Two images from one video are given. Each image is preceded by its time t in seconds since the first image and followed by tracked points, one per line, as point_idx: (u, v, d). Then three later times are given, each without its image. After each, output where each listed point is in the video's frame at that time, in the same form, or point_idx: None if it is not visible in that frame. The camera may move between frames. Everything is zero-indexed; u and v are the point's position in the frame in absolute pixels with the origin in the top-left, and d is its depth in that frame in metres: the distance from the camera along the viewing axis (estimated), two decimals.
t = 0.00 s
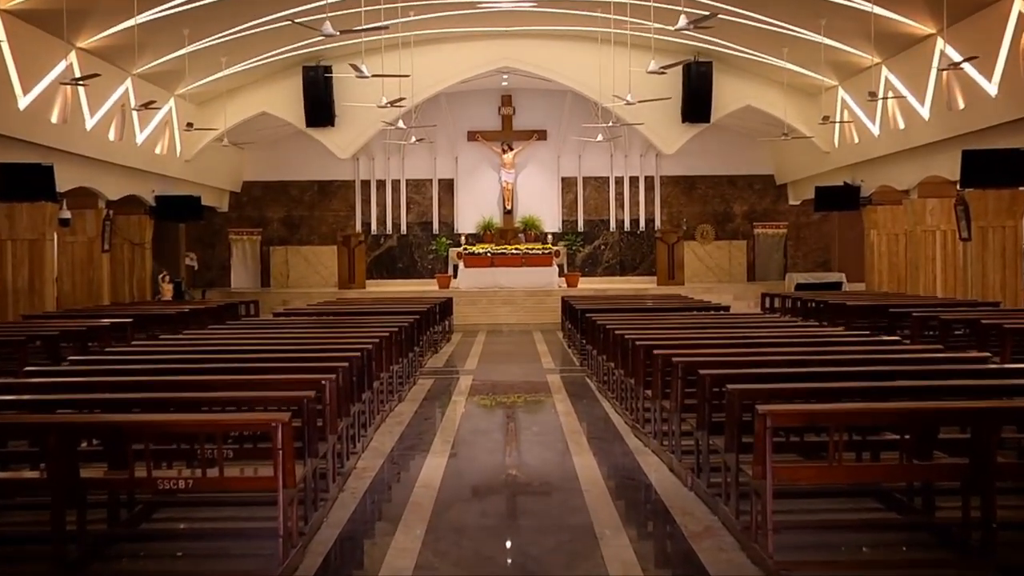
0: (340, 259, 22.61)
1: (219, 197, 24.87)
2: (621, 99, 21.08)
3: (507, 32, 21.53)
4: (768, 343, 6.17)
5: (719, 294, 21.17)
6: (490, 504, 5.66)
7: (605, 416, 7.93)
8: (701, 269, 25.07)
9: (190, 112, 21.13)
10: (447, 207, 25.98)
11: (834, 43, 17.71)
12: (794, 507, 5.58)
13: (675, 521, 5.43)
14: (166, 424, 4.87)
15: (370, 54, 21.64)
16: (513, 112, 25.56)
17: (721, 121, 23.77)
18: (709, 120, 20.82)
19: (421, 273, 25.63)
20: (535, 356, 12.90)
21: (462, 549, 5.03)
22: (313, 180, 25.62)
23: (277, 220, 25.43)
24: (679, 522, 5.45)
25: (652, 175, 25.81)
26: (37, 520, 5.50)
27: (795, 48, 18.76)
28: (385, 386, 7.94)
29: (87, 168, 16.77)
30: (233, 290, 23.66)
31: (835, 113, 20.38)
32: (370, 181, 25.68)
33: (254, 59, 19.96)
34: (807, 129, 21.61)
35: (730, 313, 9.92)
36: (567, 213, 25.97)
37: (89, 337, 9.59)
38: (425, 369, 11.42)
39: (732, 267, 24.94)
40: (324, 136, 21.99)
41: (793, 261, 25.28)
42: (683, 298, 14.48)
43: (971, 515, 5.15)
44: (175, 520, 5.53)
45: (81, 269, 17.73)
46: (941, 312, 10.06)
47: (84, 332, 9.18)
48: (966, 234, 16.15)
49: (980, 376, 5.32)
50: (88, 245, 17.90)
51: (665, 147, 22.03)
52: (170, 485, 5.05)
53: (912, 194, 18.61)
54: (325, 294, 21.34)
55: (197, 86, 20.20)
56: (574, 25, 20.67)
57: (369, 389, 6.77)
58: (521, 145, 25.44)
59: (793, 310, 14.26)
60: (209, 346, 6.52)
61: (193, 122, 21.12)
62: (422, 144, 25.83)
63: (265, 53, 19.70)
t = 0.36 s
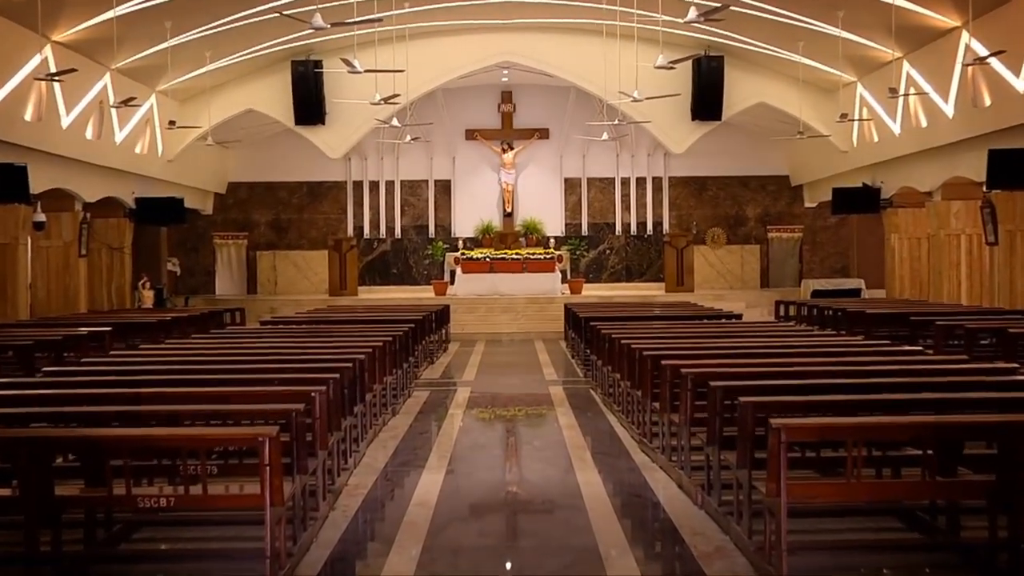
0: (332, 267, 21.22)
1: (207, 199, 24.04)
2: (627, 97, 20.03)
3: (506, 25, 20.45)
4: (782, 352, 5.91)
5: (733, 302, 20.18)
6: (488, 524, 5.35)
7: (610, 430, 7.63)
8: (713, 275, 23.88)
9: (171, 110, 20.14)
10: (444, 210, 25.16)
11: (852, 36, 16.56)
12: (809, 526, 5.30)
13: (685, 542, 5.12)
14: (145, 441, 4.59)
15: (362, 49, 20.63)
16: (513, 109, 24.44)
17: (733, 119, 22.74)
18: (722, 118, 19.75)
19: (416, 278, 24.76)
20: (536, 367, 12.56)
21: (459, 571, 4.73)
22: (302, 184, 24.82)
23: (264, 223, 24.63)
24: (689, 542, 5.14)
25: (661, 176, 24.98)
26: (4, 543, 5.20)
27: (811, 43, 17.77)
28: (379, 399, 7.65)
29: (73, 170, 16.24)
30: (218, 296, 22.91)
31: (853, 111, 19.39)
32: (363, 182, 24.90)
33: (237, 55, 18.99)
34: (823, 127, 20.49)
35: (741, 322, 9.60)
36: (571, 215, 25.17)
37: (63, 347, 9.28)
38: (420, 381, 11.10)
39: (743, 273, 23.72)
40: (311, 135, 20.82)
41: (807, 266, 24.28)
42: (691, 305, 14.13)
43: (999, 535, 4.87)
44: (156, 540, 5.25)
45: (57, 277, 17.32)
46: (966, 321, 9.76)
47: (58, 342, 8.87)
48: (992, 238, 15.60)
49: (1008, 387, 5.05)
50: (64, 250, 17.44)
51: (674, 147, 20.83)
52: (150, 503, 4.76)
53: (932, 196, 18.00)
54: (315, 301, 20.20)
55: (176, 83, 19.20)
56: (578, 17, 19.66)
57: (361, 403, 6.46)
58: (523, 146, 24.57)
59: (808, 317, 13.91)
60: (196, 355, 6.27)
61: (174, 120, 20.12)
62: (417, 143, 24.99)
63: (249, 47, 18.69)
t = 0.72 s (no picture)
0: (322, 272, 20.42)
1: (191, 203, 23.55)
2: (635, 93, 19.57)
3: (506, 18, 19.95)
4: (793, 362, 5.68)
5: (744, 309, 20.01)
6: (487, 543, 5.08)
7: (616, 445, 7.38)
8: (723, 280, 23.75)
9: (154, 108, 19.68)
10: (441, 213, 24.63)
11: (871, 30, 16.18)
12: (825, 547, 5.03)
13: (694, 562, 4.85)
14: (128, 457, 4.33)
15: (354, 43, 20.16)
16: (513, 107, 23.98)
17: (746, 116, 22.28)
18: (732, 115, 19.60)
19: (412, 284, 24.08)
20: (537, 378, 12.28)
21: None
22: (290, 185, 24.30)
23: (251, 225, 24.09)
24: (698, 562, 4.88)
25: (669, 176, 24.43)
26: None
27: (829, 37, 17.39)
28: (372, 411, 7.40)
29: (52, 174, 16.10)
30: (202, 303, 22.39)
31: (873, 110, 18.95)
32: (354, 183, 24.37)
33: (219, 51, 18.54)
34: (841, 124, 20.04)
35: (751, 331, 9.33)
36: (574, 219, 24.57)
37: (39, 357, 9.07)
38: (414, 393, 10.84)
39: (756, 280, 23.62)
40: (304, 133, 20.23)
41: (824, 272, 23.99)
42: (699, 313, 13.83)
43: None
44: (137, 561, 4.99)
45: (33, 282, 16.91)
46: (991, 330, 9.48)
47: (32, 351, 8.67)
48: (1019, 242, 14.96)
49: None
50: (40, 254, 17.03)
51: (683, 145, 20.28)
52: (131, 521, 4.49)
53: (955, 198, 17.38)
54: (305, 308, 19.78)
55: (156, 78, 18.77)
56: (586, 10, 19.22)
57: (353, 415, 6.21)
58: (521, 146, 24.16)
59: (823, 326, 13.76)
60: (176, 365, 6.02)
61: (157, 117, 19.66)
62: (413, 142, 24.55)
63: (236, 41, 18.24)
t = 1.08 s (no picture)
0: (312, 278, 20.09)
1: (172, 206, 23.20)
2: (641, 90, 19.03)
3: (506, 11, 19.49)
4: (806, 374, 5.42)
5: (757, 318, 19.59)
6: (485, 564, 4.82)
7: (623, 461, 7.11)
8: (735, 287, 23.62)
9: (134, 105, 19.13)
10: (437, 216, 24.35)
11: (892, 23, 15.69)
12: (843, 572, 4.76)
13: None
14: (104, 474, 4.06)
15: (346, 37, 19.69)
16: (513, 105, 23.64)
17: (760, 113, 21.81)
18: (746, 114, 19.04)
19: (407, 291, 23.82)
20: (539, 391, 12.00)
21: None
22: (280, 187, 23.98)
23: (236, 230, 23.78)
24: None
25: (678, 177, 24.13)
26: None
27: (847, 31, 16.91)
28: (365, 426, 7.13)
29: (27, 176, 15.77)
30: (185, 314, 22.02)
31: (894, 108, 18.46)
32: (344, 184, 24.17)
33: (206, 43, 18.06)
34: (860, 121, 19.46)
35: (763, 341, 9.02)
36: (578, 223, 24.28)
37: (11, 368, 8.84)
38: (409, 407, 10.59)
39: (771, 286, 23.45)
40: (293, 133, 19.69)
41: (842, 279, 23.63)
42: (708, 322, 13.52)
43: None
44: None
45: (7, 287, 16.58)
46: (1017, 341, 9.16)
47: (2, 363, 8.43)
48: None
49: None
50: (13, 259, 16.68)
51: (691, 144, 19.64)
52: (111, 542, 4.22)
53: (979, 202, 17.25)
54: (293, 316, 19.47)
55: (136, 75, 18.23)
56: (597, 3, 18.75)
57: (345, 431, 5.94)
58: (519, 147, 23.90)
59: (841, 336, 13.45)
60: (155, 377, 5.74)
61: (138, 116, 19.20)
62: (407, 142, 24.29)
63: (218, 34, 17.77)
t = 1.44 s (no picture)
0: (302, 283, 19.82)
1: (153, 208, 22.86)
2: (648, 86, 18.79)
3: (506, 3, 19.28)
4: (820, 386, 5.19)
5: (770, 325, 19.34)
6: None
7: (628, 477, 6.88)
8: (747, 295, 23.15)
9: (114, 102, 18.85)
10: (433, 219, 24.11)
11: (914, 16, 15.40)
12: None
13: None
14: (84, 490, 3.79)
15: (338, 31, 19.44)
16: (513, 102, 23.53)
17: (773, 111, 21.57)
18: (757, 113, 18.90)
19: (401, 297, 23.64)
20: (542, 403, 11.75)
21: None
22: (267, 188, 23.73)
23: (222, 233, 23.55)
24: None
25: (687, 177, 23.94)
26: None
27: (865, 25, 16.63)
28: (357, 439, 6.90)
29: None
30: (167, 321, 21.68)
31: (915, 106, 18.20)
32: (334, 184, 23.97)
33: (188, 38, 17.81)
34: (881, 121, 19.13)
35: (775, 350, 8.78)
36: (581, 227, 24.09)
37: None
38: (404, 420, 10.36)
39: (784, 293, 23.04)
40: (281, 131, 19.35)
41: (859, 285, 23.39)
42: (718, 330, 13.27)
43: None
44: None
45: None
46: None
47: None
48: None
49: None
50: None
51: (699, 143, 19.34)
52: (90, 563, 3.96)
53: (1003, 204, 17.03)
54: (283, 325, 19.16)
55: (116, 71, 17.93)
56: None
57: (337, 445, 5.72)
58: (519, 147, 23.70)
59: (858, 344, 13.28)
60: (136, 388, 5.51)
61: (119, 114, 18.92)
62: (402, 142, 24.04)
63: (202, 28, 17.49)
